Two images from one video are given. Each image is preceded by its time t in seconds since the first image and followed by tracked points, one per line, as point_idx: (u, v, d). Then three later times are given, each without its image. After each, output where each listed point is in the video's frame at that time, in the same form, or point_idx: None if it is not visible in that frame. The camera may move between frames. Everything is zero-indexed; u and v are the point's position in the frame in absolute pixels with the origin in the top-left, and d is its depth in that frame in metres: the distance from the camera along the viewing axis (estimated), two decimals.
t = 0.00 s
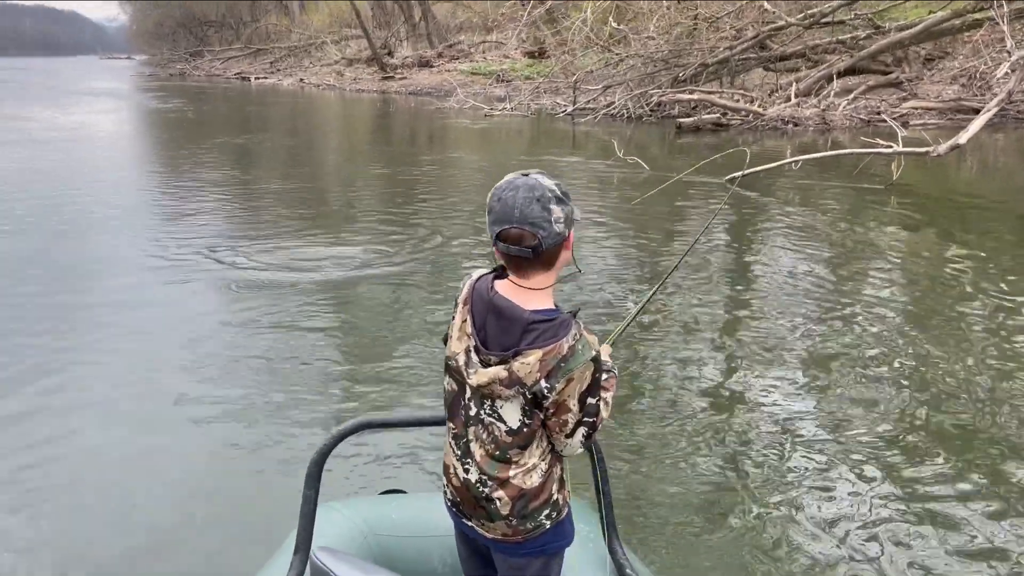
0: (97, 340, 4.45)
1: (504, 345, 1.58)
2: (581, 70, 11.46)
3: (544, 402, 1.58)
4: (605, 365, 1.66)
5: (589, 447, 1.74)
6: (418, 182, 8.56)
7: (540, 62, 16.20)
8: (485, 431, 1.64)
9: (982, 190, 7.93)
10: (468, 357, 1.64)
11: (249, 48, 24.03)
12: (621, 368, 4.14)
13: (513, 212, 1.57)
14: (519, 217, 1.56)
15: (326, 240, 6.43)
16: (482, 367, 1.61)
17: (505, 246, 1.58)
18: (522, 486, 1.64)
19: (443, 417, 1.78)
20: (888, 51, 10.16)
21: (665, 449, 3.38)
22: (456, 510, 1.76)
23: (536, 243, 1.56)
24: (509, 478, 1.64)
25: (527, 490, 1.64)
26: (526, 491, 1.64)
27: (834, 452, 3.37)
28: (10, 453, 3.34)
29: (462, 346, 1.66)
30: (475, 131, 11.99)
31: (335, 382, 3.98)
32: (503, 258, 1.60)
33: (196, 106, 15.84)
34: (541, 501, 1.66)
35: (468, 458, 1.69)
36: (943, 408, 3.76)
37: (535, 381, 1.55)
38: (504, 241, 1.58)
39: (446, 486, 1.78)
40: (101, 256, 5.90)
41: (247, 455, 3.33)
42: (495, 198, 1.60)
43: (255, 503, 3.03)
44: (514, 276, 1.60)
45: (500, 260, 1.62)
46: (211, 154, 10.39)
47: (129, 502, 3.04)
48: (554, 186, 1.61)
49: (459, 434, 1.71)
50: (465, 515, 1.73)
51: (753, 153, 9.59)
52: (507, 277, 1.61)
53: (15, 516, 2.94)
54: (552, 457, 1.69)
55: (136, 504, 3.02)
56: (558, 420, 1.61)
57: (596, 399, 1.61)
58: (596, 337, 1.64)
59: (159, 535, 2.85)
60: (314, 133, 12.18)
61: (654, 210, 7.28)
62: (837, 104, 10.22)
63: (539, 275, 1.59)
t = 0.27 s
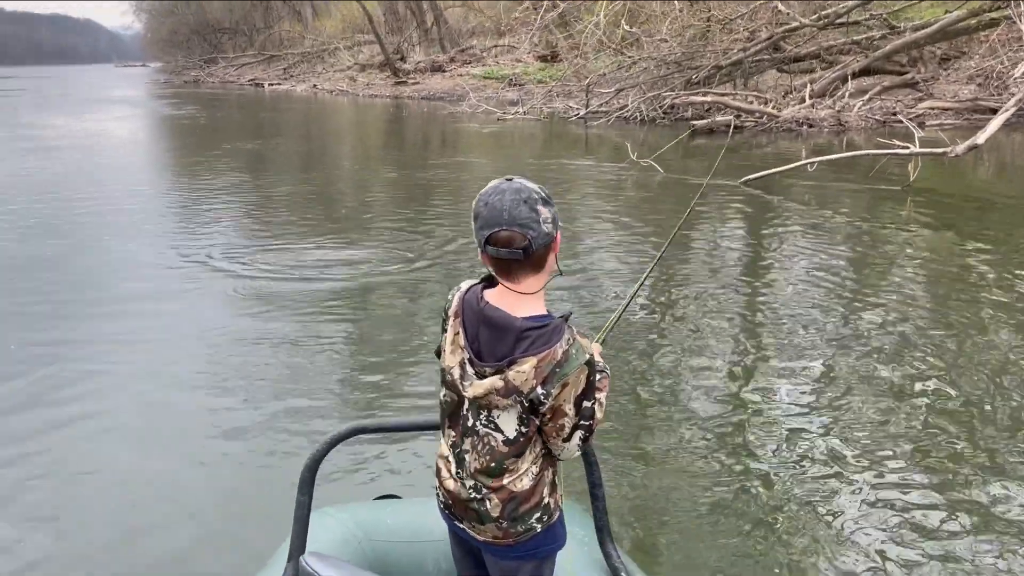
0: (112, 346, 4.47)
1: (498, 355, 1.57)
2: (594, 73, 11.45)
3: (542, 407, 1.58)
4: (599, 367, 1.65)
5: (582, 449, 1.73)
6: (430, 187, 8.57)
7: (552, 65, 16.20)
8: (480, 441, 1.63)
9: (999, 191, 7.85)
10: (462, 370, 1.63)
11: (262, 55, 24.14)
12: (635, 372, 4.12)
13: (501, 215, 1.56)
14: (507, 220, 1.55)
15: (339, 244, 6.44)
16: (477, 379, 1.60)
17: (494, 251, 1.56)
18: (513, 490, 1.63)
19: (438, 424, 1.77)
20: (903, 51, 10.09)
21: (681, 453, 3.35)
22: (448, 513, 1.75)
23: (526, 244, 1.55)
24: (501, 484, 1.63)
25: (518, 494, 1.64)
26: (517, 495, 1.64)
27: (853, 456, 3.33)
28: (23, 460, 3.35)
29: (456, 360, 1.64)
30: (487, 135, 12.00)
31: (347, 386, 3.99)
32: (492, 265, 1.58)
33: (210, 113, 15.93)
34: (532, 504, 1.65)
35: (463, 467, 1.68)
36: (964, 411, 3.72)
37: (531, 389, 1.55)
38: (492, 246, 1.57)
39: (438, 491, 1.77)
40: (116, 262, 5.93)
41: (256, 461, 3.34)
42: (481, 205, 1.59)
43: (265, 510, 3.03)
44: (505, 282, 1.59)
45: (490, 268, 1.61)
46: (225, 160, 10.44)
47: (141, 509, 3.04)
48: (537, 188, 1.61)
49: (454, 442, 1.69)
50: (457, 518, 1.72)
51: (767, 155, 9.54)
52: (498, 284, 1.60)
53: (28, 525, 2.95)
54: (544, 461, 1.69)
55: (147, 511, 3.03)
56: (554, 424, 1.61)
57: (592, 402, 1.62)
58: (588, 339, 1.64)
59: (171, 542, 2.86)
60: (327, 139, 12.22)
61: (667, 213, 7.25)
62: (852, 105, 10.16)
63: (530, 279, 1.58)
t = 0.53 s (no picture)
0: (124, 351, 4.49)
1: (486, 362, 1.57)
2: (605, 78, 11.46)
3: (531, 411, 1.58)
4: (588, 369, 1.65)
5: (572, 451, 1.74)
6: (442, 192, 8.59)
7: (563, 70, 16.23)
8: (472, 448, 1.64)
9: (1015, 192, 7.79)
10: (451, 379, 1.63)
11: (275, 63, 24.27)
12: (647, 376, 4.11)
13: (485, 219, 1.57)
14: (491, 224, 1.56)
15: (351, 250, 6.47)
16: (467, 387, 1.60)
17: (479, 255, 1.57)
18: (505, 494, 1.65)
19: (428, 431, 1.77)
20: (916, 52, 10.04)
21: (694, 458, 3.34)
22: (439, 520, 1.76)
23: (510, 247, 1.56)
24: (493, 489, 1.65)
25: (510, 497, 1.65)
26: (509, 499, 1.65)
27: (868, 460, 3.30)
28: (34, 467, 3.36)
29: (445, 368, 1.64)
30: (498, 140, 12.02)
31: (358, 391, 4.00)
32: (475, 270, 1.58)
33: (223, 121, 16.03)
34: (524, 508, 1.66)
35: (455, 474, 1.68)
36: (980, 414, 3.69)
37: (521, 393, 1.55)
38: (477, 252, 1.58)
39: (430, 497, 1.78)
40: (130, 268, 5.98)
41: (265, 468, 3.34)
42: (463, 211, 1.60)
43: (273, 516, 3.03)
44: (489, 287, 1.59)
45: (473, 274, 1.61)
46: (238, 167, 10.51)
47: (150, 516, 3.05)
48: (517, 192, 1.62)
49: (446, 449, 1.70)
50: (449, 525, 1.73)
51: (780, 158, 9.51)
52: (483, 289, 1.60)
53: (38, 532, 2.96)
54: (534, 463, 1.70)
55: (156, 517, 3.04)
56: (544, 427, 1.61)
57: (580, 403, 1.61)
58: (576, 341, 1.64)
59: (180, 549, 2.86)
60: (340, 146, 12.27)
61: (678, 216, 7.24)
62: (865, 106, 10.12)
63: (514, 282, 1.58)
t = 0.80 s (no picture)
0: (131, 358, 4.50)
1: (462, 369, 1.58)
2: (612, 82, 11.45)
3: (507, 415, 1.61)
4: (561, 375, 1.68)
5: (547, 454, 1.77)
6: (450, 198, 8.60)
7: (570, 75, 16.23)
8: (450, 454, 1.66)
9: None
10: (427, 389, 1.62)
11: (283, 71, 24.37)
12: (656, 379, 4.08)
13: (464, 223, 1.59)
14: (471, 226, 1.58)
15: (359, 255, 6.48)
16: (443, 397, 1.60)
17: (458, 259, 1.58)
18: (481, 499, 1.68)
19: (402, 440, 1.78)
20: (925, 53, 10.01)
21: (704, 460, 3.31)
22: (416, 527, 1.79)
23: (490, 250, 1.58)
24: (469, 495, 1.68)
25: (486, 502, 1.69)
26: (485, 503, 1.69)
27: (880, 462, 3.27)
28: (37, 472, 3.36)
29: (420, 378, 1.64)
30: (506, 145, 12.02)
31: (365, 395, 4.00)
32: (453, 275, 1.60)
33: (232, 129, 16.08)
34: (500, 512, 1.70)
35: (432, 482, 1.70)
36: (992, 414, 3.65)
37: (498, 399, 1.58)
38: (455, 254, 1.59)
39: (406, 505, 1.80)
40: (138, 276, 5.99)
41: (266, 472, 3.33)
42: (442, 215, 1.61)
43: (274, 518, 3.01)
44: (466, 292, 1.60)
45: (449, 280, 1.63)
46: (246, 174, 10.53)
47: (151, 522, 3.04)
48: (494, 198, 1.65)
49: (422, 457, 1.71)
50: (426, 532, 1.75)
51: (789, 160, 9.48)
52: (459, 294, 1.61)
53: (39, 538, 2.96)
54: (510, 467, 1.73)
55: (158, 520, 3.04)
56: (517, 430, 1.64)
57: (554, 407, 1.63)
58: (549, 345, 1.67)
59: (181, 555, 2.85)
60: (348, 152, 12.29)
61: (686, 219, 7.23)
62: (873, 108, 10.09)
63: (491, 286, 1.60)
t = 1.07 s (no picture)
0: (132, 366, 4.52)
1: (429, 375, 1.60)
2: (613, 88, 11.48)
3: (475, 417, 1.63)
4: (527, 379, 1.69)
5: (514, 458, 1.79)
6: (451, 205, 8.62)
7: (571, 81, 16.27)
8: (419, 459, 1.68)
9: None
10: (395, 396, 1.63)
11: (285, 80, 24.45)
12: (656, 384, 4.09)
13: (431, 227, 1.61)
14: (438, 230, 1.61)
15: (360, 263, 6.50)
16: (411, 403, 1.62)
17: (425, 262, 1.60)
18: (449, 504, 1.70)
19: (368, 447, 1.80)
20: (925, 57, 10.03)
21: (703, 464, 3.31)
22: (385, 535, 1.80)
23: (456, 254, 1.61)
24: (437, 500, 1.70)
25: (454, 506, 1.71)
26: (453, 508, 1.71)
27: (878, 466, 3.27)
28: (36, 481, 3.39)
29: (388, 385, 1.64)
30: (507, 152, 12.05)
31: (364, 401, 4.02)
32: (420, 279, 1.62)
33: (234, 138, 16.13)
34: (468, 516, 1.73)
35: (401, 488, 1.72)
36: (992, 416, 3.66)
37: (466, 402, 1.60)
38: (422, 258, 1.61)
39: (375, 513, 1.81)
40: (140, 285, 6.02)
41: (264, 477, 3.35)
42: (409, 219, 1.64)
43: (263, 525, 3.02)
44: (433, 296, 1.62)
45: (416, 285, 1.65)
46: (249, 183, 10.58)
47: (147, 529, 3.07)
48: (458, 204, 1.68)
49: (390, 463, 1.73)
50: (395, 539, 1.77)
51: (790, 165, 9.49)
52: (425, 298, 1.63)
53: (37, 545, 2.98)
54: (477, 471, 1.75)
55: (155, 530, 3.06)
56: (483, 433, 1.66)
57: (520, 409, 1.65)
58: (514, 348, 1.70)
59: (176, 561, 2.88)
60: (349, 160, 12.33)
61: (686, 224, 7.24)
62: (874, 112, 10.10)
63: (456, 290, 1.62)
